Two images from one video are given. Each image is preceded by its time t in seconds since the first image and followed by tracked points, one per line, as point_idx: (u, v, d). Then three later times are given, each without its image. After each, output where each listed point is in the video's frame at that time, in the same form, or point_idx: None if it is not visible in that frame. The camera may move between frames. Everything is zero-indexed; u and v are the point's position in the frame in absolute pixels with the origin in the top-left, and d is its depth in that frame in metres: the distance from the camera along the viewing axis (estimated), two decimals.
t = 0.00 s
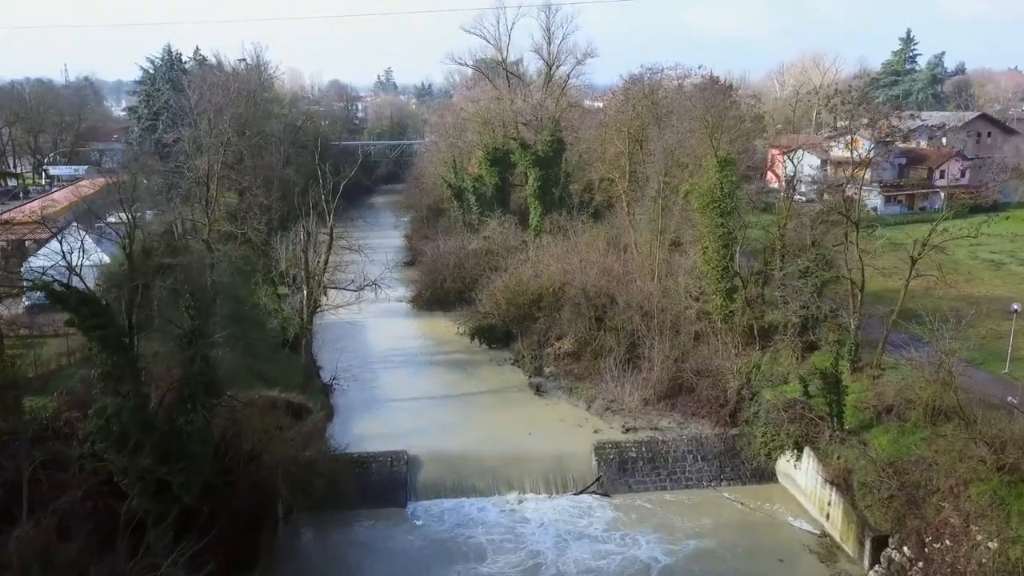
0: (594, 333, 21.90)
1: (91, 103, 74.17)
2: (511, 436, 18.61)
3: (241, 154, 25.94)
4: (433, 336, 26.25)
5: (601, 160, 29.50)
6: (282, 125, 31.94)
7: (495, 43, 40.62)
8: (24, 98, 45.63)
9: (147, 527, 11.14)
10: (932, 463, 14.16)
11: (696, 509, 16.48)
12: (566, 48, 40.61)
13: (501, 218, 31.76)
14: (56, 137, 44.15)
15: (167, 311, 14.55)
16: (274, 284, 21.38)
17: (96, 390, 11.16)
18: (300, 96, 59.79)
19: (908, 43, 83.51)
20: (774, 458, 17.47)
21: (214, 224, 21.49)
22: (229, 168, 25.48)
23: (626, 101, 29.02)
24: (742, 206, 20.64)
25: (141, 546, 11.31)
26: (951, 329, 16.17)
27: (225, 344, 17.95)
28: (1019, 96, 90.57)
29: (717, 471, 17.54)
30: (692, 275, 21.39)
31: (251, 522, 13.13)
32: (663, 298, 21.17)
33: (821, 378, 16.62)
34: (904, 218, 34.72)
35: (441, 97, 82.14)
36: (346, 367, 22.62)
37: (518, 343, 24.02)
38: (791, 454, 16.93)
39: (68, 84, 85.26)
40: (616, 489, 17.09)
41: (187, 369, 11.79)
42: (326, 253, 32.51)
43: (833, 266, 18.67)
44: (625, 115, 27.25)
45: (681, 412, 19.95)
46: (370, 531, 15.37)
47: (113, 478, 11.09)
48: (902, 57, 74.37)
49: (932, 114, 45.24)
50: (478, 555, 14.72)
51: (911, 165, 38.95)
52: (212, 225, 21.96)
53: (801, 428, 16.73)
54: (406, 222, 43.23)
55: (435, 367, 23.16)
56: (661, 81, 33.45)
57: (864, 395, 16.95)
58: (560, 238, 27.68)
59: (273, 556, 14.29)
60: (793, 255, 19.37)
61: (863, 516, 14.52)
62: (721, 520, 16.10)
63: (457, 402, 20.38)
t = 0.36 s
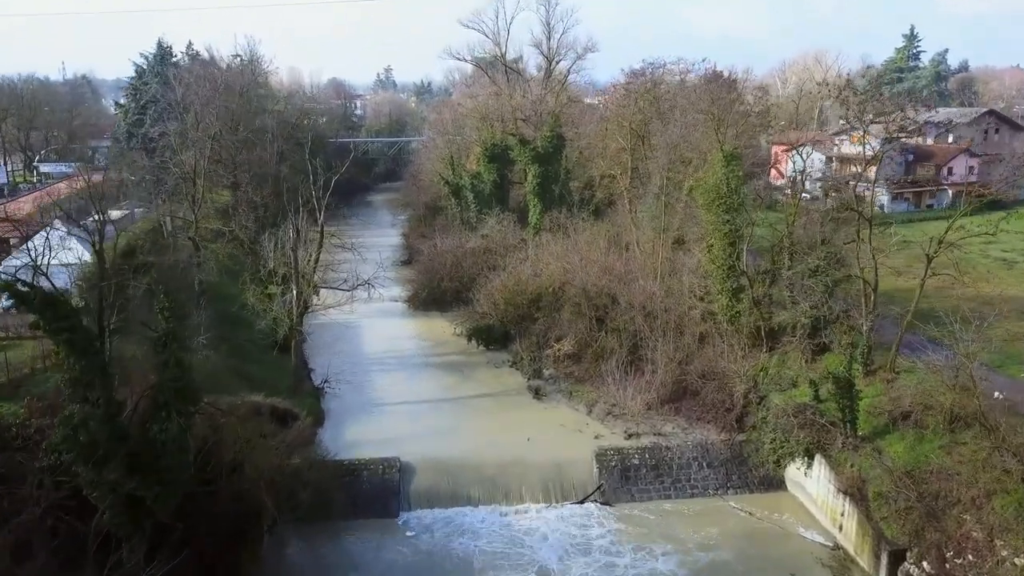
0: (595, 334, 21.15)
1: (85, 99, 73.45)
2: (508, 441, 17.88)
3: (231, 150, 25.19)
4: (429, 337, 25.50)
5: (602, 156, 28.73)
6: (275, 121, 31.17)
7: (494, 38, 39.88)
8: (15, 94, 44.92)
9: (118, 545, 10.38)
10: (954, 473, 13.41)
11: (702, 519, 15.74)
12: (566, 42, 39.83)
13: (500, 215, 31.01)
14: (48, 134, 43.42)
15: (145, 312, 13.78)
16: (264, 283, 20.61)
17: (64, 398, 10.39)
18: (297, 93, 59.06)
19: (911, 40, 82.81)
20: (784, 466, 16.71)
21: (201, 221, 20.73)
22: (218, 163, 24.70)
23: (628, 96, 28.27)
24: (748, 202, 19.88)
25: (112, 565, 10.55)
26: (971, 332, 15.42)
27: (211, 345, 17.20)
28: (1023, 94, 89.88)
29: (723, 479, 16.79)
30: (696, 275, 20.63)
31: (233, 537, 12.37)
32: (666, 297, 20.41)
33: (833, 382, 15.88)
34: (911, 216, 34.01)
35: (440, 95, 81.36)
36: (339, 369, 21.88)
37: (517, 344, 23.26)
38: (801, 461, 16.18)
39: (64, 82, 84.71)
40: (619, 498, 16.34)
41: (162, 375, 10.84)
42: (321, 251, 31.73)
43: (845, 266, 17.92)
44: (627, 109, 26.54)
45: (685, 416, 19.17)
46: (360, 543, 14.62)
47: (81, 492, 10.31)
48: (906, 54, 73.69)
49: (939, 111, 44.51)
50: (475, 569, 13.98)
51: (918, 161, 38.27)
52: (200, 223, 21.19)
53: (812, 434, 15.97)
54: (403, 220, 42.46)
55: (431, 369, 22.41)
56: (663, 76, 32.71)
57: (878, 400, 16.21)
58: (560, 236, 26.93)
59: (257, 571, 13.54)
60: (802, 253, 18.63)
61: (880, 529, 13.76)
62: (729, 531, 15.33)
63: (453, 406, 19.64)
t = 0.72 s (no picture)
0: (609, 339, 20.33)
1: (99, 98, 73.51)
2: (517, 452, 17.13)
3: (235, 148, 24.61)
4: (438, 340, 24.77)
5: (616, 154, 27.90)
6: (282, 118, 30.58)
7: (507, 34, 39.11)
8: (26, 91, 44.72)
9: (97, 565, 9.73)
10: (993, 494, 12.53)
11: (721, 537, 14.92)
12: (580, 39, 38.99)
13: (511, 215, 30.26)
14: (58, 131, 43.13)
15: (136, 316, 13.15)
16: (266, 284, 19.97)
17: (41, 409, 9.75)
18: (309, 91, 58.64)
19: (934, 38, 81.25)
20: (807, 481, 15.84)
21: (202, 220, 20.13)
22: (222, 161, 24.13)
23: (644, 92, 27.42)
24: (769, 202, 19.01)
25: None
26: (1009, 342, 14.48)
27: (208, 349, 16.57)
28: None
29: (742, 493, 15.94)
30: (715, 278, 19.77)
31: (224, 554, 11.67)
32: (683, 301, 19.57)
33: (860, 394, 15.00)
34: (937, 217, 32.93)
35: (454, 94, 80.73)
36: (343, 374, 21.21)
37: (527, 348, 22.49)
38: (826, 477, 15.30)
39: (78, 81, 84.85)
40: (633, 513, 15.54)
41: (146, 384, 10.19)
42: (328, 251, 31.10)
43: (873, 270, 17.01)
44: (643, 106, 25.68)
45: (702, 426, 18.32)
46: (360, 559, 13.92)
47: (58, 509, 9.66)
48: (929, 52, 72.18)
49: (964, 109, 43.31)
50: None
51: (943, 161, 37.14)
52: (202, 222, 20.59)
53: (838, 448, 15.10)
54: (413, 220, 41.80)
55: (438, 374, 21.69)
56: (679, 73, 31.82)
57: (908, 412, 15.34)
58: (572, 236, 26.13)
59: None
60: (826, 255, 17.76)
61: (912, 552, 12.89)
62: (749, 550, 14.50)
63: (460, 413, 18.92)
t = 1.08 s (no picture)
0: (626, 346, 19.50)
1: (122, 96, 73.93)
2: (529, 466, 16.38)
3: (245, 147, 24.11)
4: (451, 345, 24.08)
5: (637, 155, 27.04)
6: (295, 116, 30.06)
7: (526, 31, 38.34)
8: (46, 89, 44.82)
9: None
10: None
11: (743, 560, 14.06)
12: (601, 36, 38.11)
13: (528, 216, 29.50)
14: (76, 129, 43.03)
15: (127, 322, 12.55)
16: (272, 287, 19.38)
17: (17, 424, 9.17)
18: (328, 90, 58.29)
19: (966, 35, 79.15)
20: (836, 502, 14.91)
21: (208, 220, 19.61)
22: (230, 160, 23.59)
23: (666, 90, 26.52)
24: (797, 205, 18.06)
25: None
26: None
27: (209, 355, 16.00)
28: None
29: (766, 513, 15.06)
30: (738, 285, 18.86)
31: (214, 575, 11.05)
32: (705, 308, 18.68)
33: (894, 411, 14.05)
34: (971, 220, 31.62)
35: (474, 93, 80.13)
36: (352, 380, 20.59)
37: (542, 355, 21.73)
38: (856, 498, 14.37)
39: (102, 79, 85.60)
40: (650, 533, 14.73)
41: (129, 398, 9.57)
42: (342, 252, 30.52)
43: (906, 279, 16.07)
44: (664, 104, 24.84)
45: (724, 440, 17.44)
46: None
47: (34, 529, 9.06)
48: (961, 49, 70.46)
49: (1000, 109, 41.78)
50: None
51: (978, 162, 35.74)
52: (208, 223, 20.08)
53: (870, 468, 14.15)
54: (429, 220, 41.16)
55: (450, 381, 21.01)
56: (703, 70, 30.87)
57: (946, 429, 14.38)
58: (590, 239, 25.32)
59: None
60: (857, 262, 16.80)
61: None
62: None
63: (471, 424, 18.22)
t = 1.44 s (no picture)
0: (637, 354, 18.69)
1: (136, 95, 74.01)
2: (533, 481, 15.62)
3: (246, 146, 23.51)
4: (457, 350, 23.34)
5: (650, 154, 26.17)
6: (300, 114, 29.46)
7: (538, 28, 37.50)
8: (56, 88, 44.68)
9: None
10: None
11: None
12: (615, 33, 37.22)
13: (538, 217, 28.73)
14: (85, 128, 42.81)
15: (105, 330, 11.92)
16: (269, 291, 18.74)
17: None
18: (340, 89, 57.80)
19: (991, 32, 77.26)
20: (859, 525, 14.00)
21: (203, 222, 19.02)
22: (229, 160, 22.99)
23: (680, 88, 25.63)
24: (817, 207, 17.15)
25: None
26: None
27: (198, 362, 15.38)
28: None
29: (784, 535, 14.20)
30: (755, 292, 17.99)
31: None
32: (720, 316, 17.83)
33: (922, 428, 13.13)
34: (1000, 223, 30.36)
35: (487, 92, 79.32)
36: (352, 387, 19.92)
37: (550, 362, 20.94)
38: (881, 521, 13.45)
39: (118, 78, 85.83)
40: (660, 555, 13.89)
41: (95, 415, 8.89)
42: (348, 253, 29.90)
43: (935, 286, 15.13)
44: (678, 102, 23.98)
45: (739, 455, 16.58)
46: None
47: None
48: (987, 46, 68.69)
49: None
50: None
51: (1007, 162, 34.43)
52: (205, 224, 19.54)
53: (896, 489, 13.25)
54: (439, 221, 40.47)
55: (453, 389, 20.28)
56: (719, 68, 29.91)
57: (979, 449, 13.46)
58: (601, 241, 24.48)
59: None
60: (881, 269, 15.90)
61: None
62: None
63: (474, 434, 17.48)
